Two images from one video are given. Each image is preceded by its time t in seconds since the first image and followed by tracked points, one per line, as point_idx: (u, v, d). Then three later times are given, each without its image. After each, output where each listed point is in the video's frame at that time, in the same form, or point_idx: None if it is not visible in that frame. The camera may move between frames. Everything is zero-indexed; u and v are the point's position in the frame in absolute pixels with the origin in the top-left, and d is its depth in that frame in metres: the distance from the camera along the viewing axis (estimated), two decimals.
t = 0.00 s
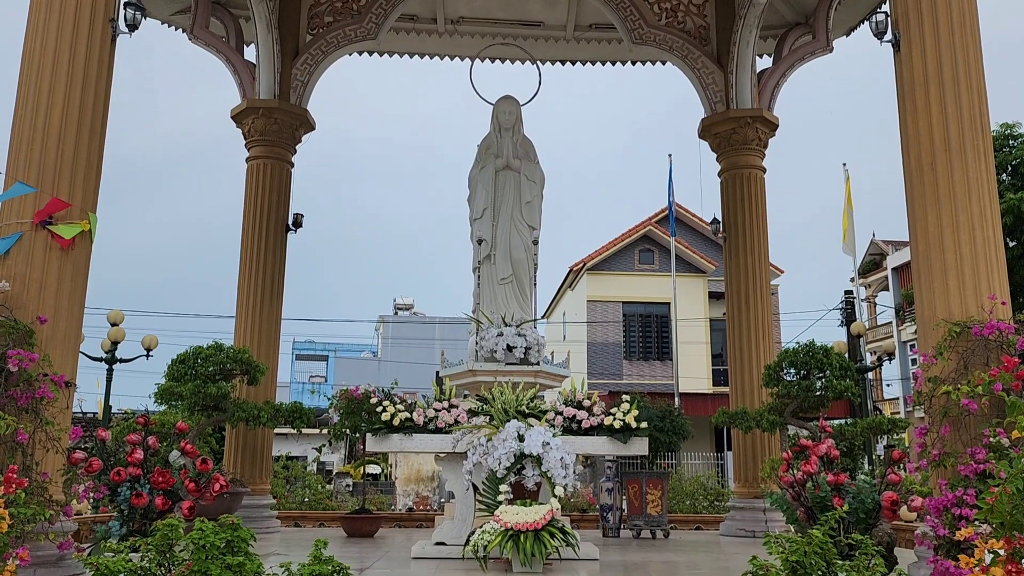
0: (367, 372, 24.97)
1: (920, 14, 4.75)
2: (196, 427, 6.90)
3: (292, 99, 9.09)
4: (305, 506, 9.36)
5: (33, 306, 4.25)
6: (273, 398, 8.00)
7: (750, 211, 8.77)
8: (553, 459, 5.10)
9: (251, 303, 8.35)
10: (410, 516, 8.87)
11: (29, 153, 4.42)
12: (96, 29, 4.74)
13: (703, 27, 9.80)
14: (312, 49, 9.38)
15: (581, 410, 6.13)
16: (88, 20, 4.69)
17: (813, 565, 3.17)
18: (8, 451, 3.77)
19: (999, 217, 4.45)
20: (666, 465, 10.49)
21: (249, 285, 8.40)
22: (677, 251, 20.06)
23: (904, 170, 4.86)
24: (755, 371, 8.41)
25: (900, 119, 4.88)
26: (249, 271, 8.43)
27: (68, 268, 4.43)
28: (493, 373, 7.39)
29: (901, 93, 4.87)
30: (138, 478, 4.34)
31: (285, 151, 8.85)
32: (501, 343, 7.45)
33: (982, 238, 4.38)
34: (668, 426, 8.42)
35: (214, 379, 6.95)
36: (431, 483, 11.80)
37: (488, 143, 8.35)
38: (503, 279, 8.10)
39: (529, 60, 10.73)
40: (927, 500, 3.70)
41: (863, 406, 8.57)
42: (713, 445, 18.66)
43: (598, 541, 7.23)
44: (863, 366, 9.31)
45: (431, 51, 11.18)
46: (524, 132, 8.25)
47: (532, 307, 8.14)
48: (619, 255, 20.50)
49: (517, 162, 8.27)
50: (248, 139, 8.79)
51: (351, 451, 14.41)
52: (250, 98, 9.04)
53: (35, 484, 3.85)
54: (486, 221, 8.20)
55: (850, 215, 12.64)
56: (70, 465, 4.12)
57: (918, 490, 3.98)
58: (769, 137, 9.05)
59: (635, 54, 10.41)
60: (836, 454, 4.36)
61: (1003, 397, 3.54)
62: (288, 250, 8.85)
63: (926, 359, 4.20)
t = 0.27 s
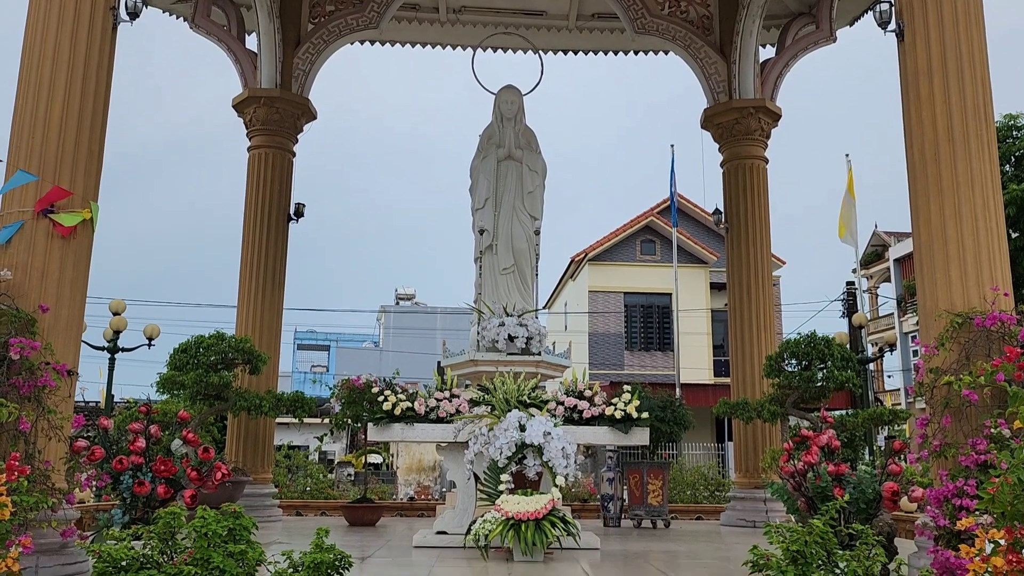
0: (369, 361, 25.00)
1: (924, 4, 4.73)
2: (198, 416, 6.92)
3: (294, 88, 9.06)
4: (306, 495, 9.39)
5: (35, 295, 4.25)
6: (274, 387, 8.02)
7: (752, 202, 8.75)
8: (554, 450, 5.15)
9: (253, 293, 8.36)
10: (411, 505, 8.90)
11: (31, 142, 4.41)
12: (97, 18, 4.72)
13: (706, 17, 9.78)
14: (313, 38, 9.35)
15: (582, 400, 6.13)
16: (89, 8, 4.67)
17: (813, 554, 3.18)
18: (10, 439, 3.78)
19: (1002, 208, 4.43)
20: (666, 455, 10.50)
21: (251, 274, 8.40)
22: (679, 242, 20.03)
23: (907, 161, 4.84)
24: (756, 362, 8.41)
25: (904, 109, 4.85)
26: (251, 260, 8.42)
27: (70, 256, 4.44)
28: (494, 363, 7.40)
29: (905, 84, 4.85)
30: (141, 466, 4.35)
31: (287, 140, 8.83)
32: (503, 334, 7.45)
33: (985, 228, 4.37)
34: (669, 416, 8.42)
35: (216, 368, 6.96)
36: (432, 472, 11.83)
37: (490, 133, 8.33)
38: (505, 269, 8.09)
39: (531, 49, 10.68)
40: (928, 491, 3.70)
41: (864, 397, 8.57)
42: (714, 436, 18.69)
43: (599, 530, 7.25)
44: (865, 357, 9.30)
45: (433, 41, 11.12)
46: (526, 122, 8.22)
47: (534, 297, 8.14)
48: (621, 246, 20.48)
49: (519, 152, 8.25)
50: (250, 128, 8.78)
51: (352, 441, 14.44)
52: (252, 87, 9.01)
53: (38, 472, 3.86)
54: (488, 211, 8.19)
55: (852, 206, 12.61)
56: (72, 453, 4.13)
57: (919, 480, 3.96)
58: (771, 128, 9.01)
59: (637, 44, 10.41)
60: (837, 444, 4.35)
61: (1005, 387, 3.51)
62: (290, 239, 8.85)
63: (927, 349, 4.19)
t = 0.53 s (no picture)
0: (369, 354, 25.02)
1: None
2: (198, 408, 6.93)
3: (293, 80, 9.04)
4: (306, 487, 9.41)
5: (35, 286, 4.25)
6: (274, 379, 8.03)
7: (752, 194, 8.74)
8: (554, 441, 5.16)
9: (253, 285, 8.35)
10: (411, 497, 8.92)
11: (30, 132, 4.40)
12: (97, 8, 4.70)
13: (707, 9, 9.78)
14: (313, 30, 9.33)
15: (581, 392, 6.14)
16: None
17: (812, 546, 3.18)
18: (10, 430, 3.78)
19: (1002, 200, 4.43)
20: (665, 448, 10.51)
21: (251, 267, 8.39)
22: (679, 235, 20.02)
23: (907, 153, 4.84)
24: (755, 354, 8.41)
25: (905, 100, 4.84)
26: (251, 252, 8.42)
27: (69, 248, 4.43)
28: (493, 355, 7.41)
29: (905, 75, 4.84)
30: (141, 457, 4.35)
31: (286, 132, 8.82)
32: (502, 326, 7.45)
33: (984, 221, 4.36)
34: (669, 409, 8.42)
35: (216, 360, 6.97)
36: (431, 464, 11.85)
37: (490, 125, 8.30)
38: (505, 261, 8.10)
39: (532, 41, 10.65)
40: (925, 483, 3.71)
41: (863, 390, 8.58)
42: (713, 428, 18.73)
43: (598, 522, 7.26)
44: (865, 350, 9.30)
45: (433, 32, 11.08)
46: (526, 114, 8.20)
47: (534, 289, 8.14)
48: (621, 239, 20.46)
49: (519, 145, 8.23)
50: (250, 119, 8.77)
51: (352, 434, 14.46)
52: (251, 78, 8.99)
53: (37, 463, 3.87)
54: (488, 203, 8.19)
55: (852, 198, 12.59)
56: (72, 444, 4.11)
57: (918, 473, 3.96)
58: (772, 120, 8.99)
59: (637, 36, 10.42)
60: (836, 436, 4.36)
61: (1005, 379, 3.49)
62: (289, 231, 8.84)
63: (927, 342, 4.20)
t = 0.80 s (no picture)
0: (369, 351, 25.03)
1: None
2: (198, 406, 6.93)
3: (293, 77, 9.04)
4: (306, 485, 9.41)
5: (34, 284, 4.25)
6: (274, 377, 8.03)
7: (752, 191, 8.73)
8: (553, 438, 5.16)
9: (253, 282, 8.35)
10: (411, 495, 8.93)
11: (30, 129, 4.40)
12: (96, 4, 4.70)
13: (707, 5, 9.77)
14: (312, 27, 9.32)
15: (581, 390, 6.14)
16: None
17: (812, 542, 3.19)
18: (11, 427, 3.79)
19: (1003, 197, 4.42)
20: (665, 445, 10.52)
21: (251, 264, 8.40)
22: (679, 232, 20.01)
23: (907, 150, 4.83)
24: (755, 351, 8.41)
25: (905, 97, 4.84)
26: (250, 250, 8.41)
27: (69, 245, 4.43)
28: (493, 353, 7.41)
29: (906, 72, 4.83)
30: (141, 455, 4.33)
31: (286, 130, 8.81)
32: (502, 323, 7.46)
33: (984, 218, 4.36)
34: (669, 406, 8.42)
35: (216, 357, 6.97)
36: (432, 462, 11.86)
37: (490, 123, 8.29)
38: (505, 258, 8.10)
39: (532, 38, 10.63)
40: (924, 481, 3.71)
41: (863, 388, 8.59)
42: (713, 426, 18.74)
43: (597, 519, 7.27)
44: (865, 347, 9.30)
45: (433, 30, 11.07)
46: (526, 112, 8.19)
47: (534, 287, 8.15)
48: (621, 236, 20.47)
49: (519, 142, 8.22)
50: (249, 117, 8.76)
51: (353, 432, 14.48)
52: (251, 76, 8.98)
53: (37, 459, 3.87)
54: (488, 201, 8.18)
55: (852, 196, 12.59)
56: (72, 441, 4.09)
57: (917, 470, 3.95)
58: (772, 117, 8.98)
59: (637, 33, 10.40)
60: (835, 434, 4.36)
61: (1004, 376, 3.48)
62: (289, 229, 8.84)
63: (927, 339, 4.19)
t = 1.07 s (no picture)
0: (371, 351, 25.04)
1: None
2: (200, 406, 6.94)
3: (295, 78, 9.05)
4: (309, 485, 9.41)
5: (37, 285, 4.26)
6: (277, 378, 8.03)
7: (754, 191, 8.72)
8: (555, 439, 5.15)
9: (255, 283, 8.36)
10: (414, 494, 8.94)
11: (32, 130, 4.41)
12: (98, 6, 4.71)
13: (708, 5, 9.78)
14: (314, 28, 9.33)
15: (583, 390, 6.14)
16: None
17: (813, 542, 3.19)
18: (14, 428, 3.81)
19: (1004, 198, 4.42)
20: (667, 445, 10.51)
21: (253, 265, 8.41)
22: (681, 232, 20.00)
23: (909, 150, 4.83)
24: (758, 351, 8.41)
25: (907, 97, 4.83)
26: (252, 251, 8.42)
27: (72, 247, 4.45)
28: (496, 353, 7.41)
29: (907, 72, 4.83)
30: (143, 455, 4.36)
31: (288, 130, 8.82)
32: (504, 324, 7.45)
33: (986, 218, 4.36)
34: (671, 407, 8.42)
35: (218, 358, 6.96)
36: (434, 462, 11.86)
37: (492, 123, 8.30)
38: (506, 259, 8.10)
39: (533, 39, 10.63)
40: (926, 480, 3.71)
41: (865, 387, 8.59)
42: (716, 426, 18.73)
43: (600, 520, 7.26)
44: (867, 347, 9.29)
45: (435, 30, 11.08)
46: (528, 112, 8.20)
47: (536, 287, 8.15)
48: (623, 236, 20.46)
49: (521, 142, 8.22)
50: (251, 118, 8.76)
51: (355, 433, 14.47)
52: (252, 77, 8.99)
53: (41, 461, 3.90)
54: (490, 201, 8.18)
55: (854, 196, 12.57)
56: (76, 443, 4.11)
57: (919, 469, 3.95)
58: (773, 117, 8.97)
59: (639, 33, 10.40)
60: (837, 434, 4.35)
61: (1005, 377, 3.48)
62: (291, 229, 8.85)
63: (929, 339, 4.19)
